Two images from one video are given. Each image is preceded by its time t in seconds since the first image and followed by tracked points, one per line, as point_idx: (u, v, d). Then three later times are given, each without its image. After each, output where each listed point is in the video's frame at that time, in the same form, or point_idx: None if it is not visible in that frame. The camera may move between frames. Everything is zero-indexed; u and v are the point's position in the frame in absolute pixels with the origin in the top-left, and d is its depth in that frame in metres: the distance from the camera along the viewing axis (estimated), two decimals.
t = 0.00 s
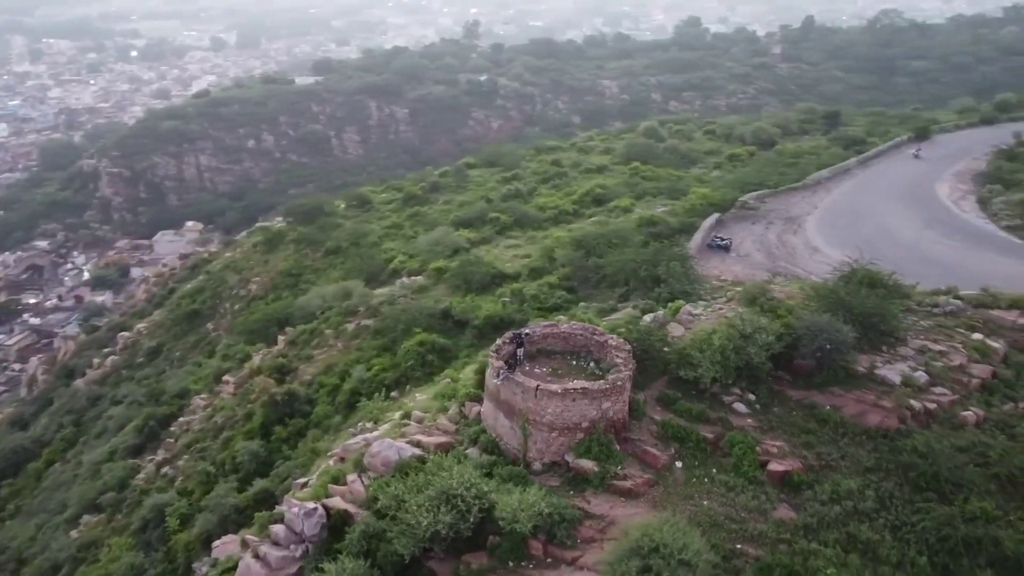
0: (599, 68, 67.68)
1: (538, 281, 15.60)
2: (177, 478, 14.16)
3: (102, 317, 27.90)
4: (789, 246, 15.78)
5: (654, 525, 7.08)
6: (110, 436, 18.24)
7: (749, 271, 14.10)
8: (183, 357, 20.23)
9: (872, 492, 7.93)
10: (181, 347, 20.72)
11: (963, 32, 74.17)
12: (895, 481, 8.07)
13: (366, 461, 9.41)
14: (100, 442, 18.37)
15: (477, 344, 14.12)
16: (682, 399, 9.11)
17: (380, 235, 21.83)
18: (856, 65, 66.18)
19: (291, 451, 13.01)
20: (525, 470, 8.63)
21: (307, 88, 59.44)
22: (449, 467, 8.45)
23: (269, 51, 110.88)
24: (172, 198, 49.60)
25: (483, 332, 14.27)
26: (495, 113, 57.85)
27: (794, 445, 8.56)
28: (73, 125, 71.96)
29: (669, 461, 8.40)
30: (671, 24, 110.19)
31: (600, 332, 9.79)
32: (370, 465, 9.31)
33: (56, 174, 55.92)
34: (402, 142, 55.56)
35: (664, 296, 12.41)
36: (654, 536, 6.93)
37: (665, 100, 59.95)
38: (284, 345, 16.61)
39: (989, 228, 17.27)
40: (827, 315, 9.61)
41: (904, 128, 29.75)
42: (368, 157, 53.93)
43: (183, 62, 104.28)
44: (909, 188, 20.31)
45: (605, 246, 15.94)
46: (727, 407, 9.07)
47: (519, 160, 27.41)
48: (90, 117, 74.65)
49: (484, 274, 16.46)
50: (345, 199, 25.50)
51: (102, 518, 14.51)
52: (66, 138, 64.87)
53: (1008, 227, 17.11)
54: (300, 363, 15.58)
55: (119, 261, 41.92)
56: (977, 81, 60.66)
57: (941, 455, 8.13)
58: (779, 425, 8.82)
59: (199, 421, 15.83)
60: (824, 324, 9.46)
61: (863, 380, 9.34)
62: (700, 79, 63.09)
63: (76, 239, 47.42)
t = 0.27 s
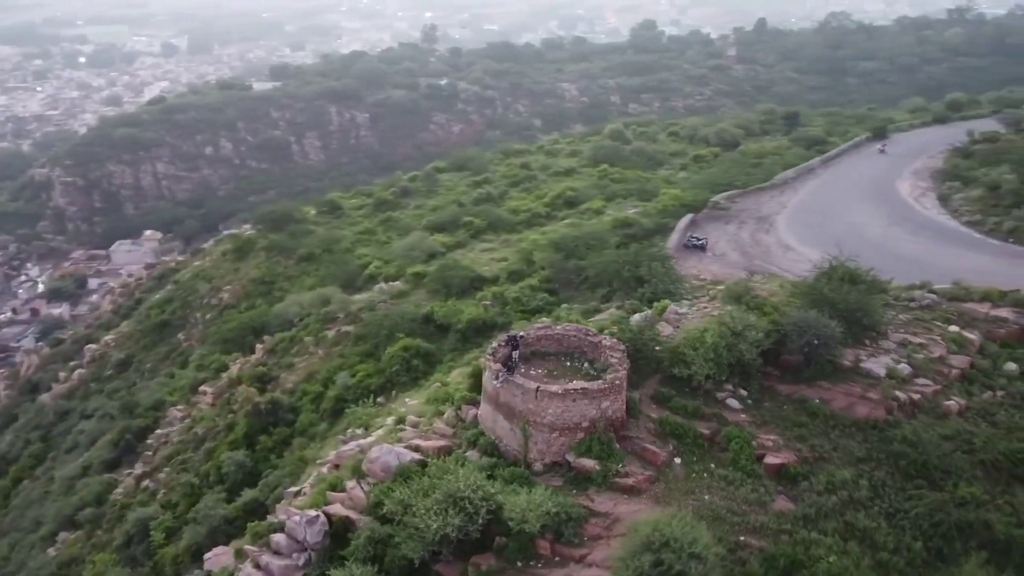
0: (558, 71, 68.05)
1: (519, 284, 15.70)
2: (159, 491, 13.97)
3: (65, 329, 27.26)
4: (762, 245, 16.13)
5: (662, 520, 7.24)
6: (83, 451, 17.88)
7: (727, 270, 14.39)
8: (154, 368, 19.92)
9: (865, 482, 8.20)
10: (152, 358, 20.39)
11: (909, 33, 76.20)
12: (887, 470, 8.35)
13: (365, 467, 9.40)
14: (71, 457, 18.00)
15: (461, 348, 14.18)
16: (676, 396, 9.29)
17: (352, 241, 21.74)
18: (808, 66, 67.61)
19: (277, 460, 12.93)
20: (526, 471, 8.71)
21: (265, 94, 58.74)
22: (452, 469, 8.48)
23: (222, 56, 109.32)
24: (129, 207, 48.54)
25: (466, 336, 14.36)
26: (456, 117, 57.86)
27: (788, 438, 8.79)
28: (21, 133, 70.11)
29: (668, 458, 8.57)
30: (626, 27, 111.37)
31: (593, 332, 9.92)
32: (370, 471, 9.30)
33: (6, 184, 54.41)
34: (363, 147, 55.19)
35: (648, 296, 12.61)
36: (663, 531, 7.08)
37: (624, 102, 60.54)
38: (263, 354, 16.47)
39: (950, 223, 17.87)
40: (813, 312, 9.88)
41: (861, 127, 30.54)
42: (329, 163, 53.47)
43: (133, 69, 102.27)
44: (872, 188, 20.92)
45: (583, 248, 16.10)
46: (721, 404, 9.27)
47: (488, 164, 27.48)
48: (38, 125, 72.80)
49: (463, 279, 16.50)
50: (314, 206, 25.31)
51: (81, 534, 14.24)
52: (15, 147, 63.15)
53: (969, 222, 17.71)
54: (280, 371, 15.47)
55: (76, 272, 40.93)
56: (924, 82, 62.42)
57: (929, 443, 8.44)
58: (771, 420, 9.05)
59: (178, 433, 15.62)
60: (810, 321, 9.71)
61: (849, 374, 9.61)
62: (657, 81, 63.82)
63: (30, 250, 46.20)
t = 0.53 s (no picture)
0: (517, 75, 68.27)
1: (499, 287, 15.79)
2: (140, 506, 13.76)
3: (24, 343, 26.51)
4: (736, 244, 16.47)
5: (668, 515, 7.40)
6: (53, 467, 17.46)
7: (704, 270, 14.68)
8: (124, 380, 19.54)
9: (858, 472, 8.45)
10: (121, 370, 20.01)
11: (857, 35, 78.09)
12: (876, 460, 8.62)
13: (363, 473, 9.39)
14: (41, 474, 17.57)
15: (445, 352, 14.22)
16: (669, 394, 9.47)
17: (325, 248, 21.61)
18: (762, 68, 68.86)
19: (264, 470, 12.85)
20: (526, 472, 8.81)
21: (222, 99, 57.80)
22: (456, 472, 8.54)
23: (174, 61, 107.29)
24: (84, 216, 47.20)
25: (449, 341, 14.41)
26: (417, 121, 57.70)
27: (780, 432, 9.02)
28: None
29: (666, 455, 8.74)
30: (581, 31, 112.16)
31: (585, 334, 10.08)
32: (368, 477, 9.29)
33: None
34: (324, 152, 54.71)
35: (631, 296, 12.79)
36: (671, 525, 7.23)
37: (584, 105, 60.98)
38: (241, 363, 16.29)
39: (913, 220, 18.45)
40: (798, 308, 10.16)
41: (819, 128, 31.25)
42: (289, 169, 52.87)
43: (81, 75, 99.78)
44: (836, 187, 21.46)
45: (562, 251, 16.25)
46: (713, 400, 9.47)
47: (457, 168, 27.51)
48: None
49: (442, 283, 16.53)
50: (282, 212, 25.06)
51: (59, 552, 13.94)
52: None
53: (931, 219, 18.28)
54: (261, 380, 15.33)
55: (30, 284, 39.77)
56: (874, 83, 64.04)
57: (916, 433, 8.75)
58: (763, 415, 9.27)
59: (157, 446, 15.38)
60: (796, 318, 9.99)
61: (834, 368, 9.90)
62: (616, 84, 64.41)
63: None
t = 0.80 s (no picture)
0: (477, 78, 68.30)
1: (480, 291, 15.86)
2: (122, 521, 13.55)
3: None
4: (710, 243, 16.80)
5: (674, 511, 7.56)
6: (25, 484, 17.06)
7: (682, 269, 14.93)
8: (95, 393, 19.17)
9: (849, 463, 8.72)
10: (91, 383, 19.61)
11: (809, 37, 79.71)
12: (866, 450, 8.91)
13: (362, 479, 9.40)
14: (12, 491, 17.14)
15: (429, 356, 14.25)
16: (663, 392, 9.66)
17: (297, 254, 21.45)
18: (718, 70, 69.91)
19: (251, 480, 12.74)
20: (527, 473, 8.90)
21: (178, 105, 56.82)
22: (459, 476, 8.61)
23: (125, 67, 105.06)
24: (37, 226, 46.06)
25: (433, 345, 14.43)
26: (378, 126, 57.42)
27: (772, 426, 9.26)
28: None
29: (664, 453, 8.92)
30: (538, 34, 112.63)
31: (578, 335, 10.22)
32: (368, 482, 9.31)
33: None
34: (285, 158, 54.10)
35: (615, 296, 12.98)
36: (677, 521, 7.39)
37: (544, 108, 61.28)
38: (219, 373, 16.12)
39: (877, 218, 18.98)
40: (784, 306, 10.44)
41: (780, 129, 31.89)
42: (249, 176, 52.13)
43: (27, 81, 97.14)
44: (802, 186, 21.97)
45: (541, 253, 16.39)
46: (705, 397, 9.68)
47: (426, 173, 27.51)
48: None
49: (422, 287, 16.55)
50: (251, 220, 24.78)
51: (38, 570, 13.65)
52: None
53: (895, 216, 18.82)
54: (241, 389, 15.19)
55: None
56: (827, 84, 65.43)
57: (902, 424, 9.05)
58: (755, 410, 9.51)
59: (136, 459, 15.15)
60: (782, 315, 10.27)
61: (820, 363, 10.19)
62: (575, 87, 64.82)
63: None
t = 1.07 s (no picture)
0: (437, 83, 68.25)
1: (462, 295, 15.93)
2: (105, 536, 13.33)
3: None
4: (685, 243, 17.13)
5: (679, 506, 7.73)
6: None
7: (660, 269, 15.20)
8: (65, 407, 18.78)
9: (841, 454, 8.98)
10: (60, 397, 19.19)
11: (763, 39, 81.19)
12: (856, 442, 9.19)
13: (362, 485, 9.41)
14: None
15: (414, 361, 14.27)
16: (657, 390, 9.84)
17: (270, 262, 21.29)
18: (675, 72, 70.83)
19: (239, 490, 12.64)
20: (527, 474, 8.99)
21: (134, 113, 55.73)
22: (463, 478, 8.68)
23: (74, 73, 102.62)
24: None
25: (418, 350, 14.46)
26: (339, 131, 57.05)
27: (764, 421, 9.50)
28: None
29: (661, 450, 9.09)
30: (496, 38, 112.94)
31: (571, 336, 10.36)
32: (368, 489, 9.32)
33: None
34: (245, 164, 53.33)
35: (600, 298, 13.17)
36: (684, 516, 7.55)
37: (506, 111, 61.48)
38: (199, 384, 15.95)
39: (843, 216, 19.48)
40: (770, 304, 10.71)
41: (743, 130, 32.49)
42: (209, 182, 51.19)
43: None
44: (769, 186, 22.45)
45: (521, 257, 16.52)
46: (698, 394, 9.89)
47: (396, 178, 27.47)
48: None
49: (402, 293, 16.56)
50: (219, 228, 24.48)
51: None
52: None
53: (861, 214, 19.34)
54: (223, 400, 15.05)
55: None
56: (781, 86, 66.77)
57: (889, 416, 9.36)
58: (747, 406, 9.75)
59: (115, 473, 14.90)
60: (769, 313, 10.53)
61: (806, 358, 10.47)
62: (536, 90, 65.14)
63: None
